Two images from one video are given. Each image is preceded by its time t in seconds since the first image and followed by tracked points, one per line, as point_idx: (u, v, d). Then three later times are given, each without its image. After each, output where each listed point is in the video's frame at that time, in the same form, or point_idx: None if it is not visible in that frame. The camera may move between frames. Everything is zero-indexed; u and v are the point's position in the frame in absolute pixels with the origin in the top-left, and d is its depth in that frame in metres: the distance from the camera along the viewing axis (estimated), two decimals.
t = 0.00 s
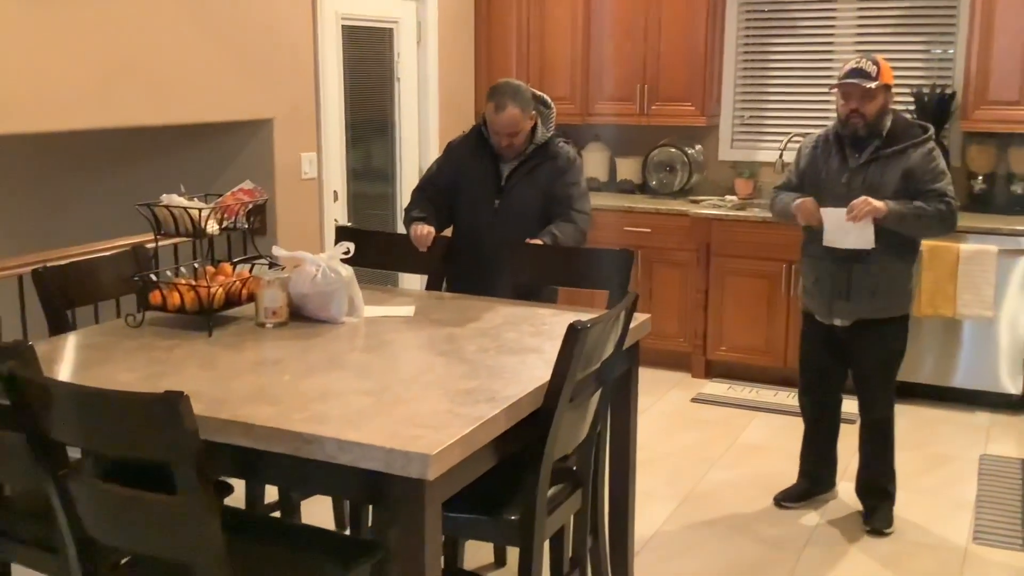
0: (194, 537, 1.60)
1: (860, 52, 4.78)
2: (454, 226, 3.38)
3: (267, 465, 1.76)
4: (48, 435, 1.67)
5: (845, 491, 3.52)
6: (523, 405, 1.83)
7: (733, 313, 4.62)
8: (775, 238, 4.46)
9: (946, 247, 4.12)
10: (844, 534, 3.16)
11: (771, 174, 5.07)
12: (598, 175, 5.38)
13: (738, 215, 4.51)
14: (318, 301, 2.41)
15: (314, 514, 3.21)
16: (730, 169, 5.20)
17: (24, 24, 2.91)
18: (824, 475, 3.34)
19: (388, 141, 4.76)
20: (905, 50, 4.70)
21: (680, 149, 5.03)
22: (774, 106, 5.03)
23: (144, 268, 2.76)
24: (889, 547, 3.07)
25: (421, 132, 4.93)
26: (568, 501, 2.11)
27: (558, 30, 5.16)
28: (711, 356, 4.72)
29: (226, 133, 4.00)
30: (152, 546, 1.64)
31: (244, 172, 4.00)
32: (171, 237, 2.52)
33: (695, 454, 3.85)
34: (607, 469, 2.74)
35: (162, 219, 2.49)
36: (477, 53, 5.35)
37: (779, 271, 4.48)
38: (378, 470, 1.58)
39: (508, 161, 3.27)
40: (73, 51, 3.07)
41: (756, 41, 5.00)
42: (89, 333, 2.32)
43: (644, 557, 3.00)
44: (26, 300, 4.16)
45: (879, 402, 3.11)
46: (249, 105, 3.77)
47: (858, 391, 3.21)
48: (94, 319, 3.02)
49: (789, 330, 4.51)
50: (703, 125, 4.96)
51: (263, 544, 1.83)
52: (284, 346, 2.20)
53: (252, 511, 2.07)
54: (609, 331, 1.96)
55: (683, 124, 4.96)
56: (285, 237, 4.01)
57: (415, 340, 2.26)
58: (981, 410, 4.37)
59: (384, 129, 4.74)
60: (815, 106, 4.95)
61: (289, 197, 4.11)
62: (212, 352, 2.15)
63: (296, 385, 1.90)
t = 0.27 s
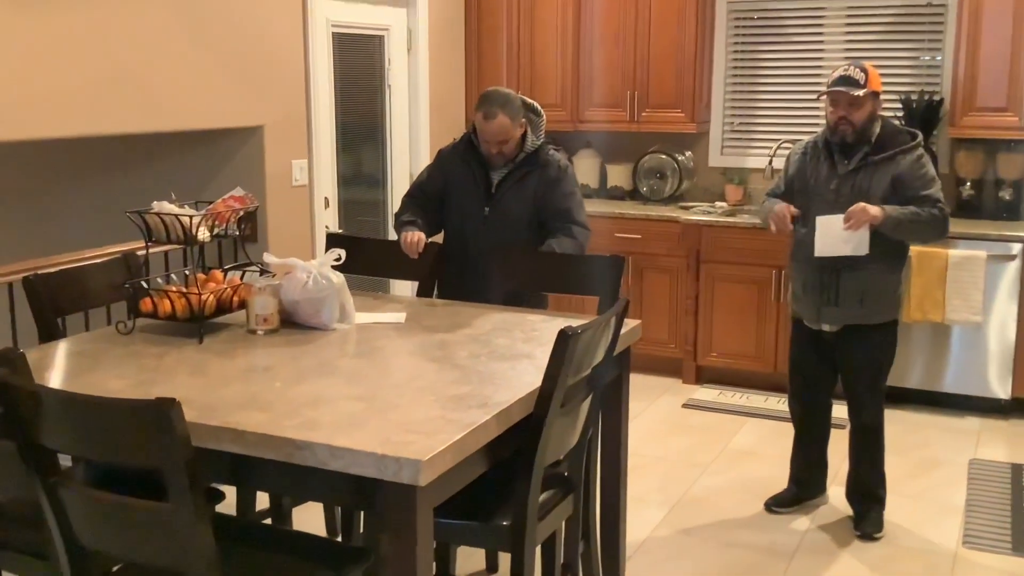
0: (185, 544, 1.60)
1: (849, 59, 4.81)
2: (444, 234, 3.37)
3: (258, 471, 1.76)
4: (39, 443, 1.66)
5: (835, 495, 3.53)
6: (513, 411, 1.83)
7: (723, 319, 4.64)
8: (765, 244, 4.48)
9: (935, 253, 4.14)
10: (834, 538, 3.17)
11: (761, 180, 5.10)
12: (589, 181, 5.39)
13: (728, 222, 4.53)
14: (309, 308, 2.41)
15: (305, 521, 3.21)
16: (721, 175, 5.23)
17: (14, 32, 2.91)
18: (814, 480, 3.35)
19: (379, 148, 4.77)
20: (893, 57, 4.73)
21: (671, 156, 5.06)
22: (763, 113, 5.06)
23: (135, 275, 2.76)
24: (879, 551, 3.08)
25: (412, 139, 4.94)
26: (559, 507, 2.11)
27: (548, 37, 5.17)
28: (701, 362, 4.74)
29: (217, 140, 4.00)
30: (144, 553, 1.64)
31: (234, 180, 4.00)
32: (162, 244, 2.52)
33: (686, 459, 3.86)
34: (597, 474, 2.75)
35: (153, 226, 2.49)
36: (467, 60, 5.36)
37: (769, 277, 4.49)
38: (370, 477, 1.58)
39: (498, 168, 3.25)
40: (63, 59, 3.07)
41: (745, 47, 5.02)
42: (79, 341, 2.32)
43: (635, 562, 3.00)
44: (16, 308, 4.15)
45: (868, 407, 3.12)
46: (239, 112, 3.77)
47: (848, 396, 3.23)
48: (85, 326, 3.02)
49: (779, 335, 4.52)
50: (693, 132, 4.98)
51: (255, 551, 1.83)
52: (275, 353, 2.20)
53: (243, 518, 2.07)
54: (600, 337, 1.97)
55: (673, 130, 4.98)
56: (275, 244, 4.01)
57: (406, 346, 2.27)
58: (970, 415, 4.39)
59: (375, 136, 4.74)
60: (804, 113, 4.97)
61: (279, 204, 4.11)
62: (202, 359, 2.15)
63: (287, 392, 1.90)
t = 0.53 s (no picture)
0: (176, 550, 1.60)
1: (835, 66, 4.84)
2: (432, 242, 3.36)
3: (248, 478, 1.76)
4: (29, 449, 1.66)
5: (824, 500, 3.54)
6: (503, 417, 1.84)
7: (712, 324, 4.65)
8: (753, 249, 4.50)
9: (921, 259, 4.17)
10: (823, 543, 3.19)
11: (749, 186, 5.12)
12: (578, 187, 5.40)
13: (716, 228, 4.55)
14: (299, 314, 2.42)
15: (294, 528, 3.20)
16: (709, 181, 5.25)
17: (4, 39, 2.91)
18: (802, 485, 3.36)
19: (368, 155, 4.77)
20: (880, 64, 4.76)
21: (659, 162, 5.06)
22: (751, 120, 5.08)
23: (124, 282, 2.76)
24: (867, 556, 3.10)
25: (401, 146, 4.94)
26: (549, 512, 2.11)
27: (537, 44, 5.19)
28: (691, 368, 4.75)
29: (206, 147, 4.00)
30: (134, 560, 1.64)
31: (224, 186, 4.00)
32: (152, 250, 2.52)
33: (675, 464, 3.87)
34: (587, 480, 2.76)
35: (142, 232, 2.49)
36: (457, 67, 5.38)
37: (757, 283, 4.52)
38: (360, 482, 1.58)
39: (484, 174, 3.27)
40: (54, 65, 3.07)
41: (733, 55, 5.05)
42: (69, 347, 2.32)
43: (626, 567, 3.01)
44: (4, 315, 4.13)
45: (856, 412, 3.13)
46: (229, 119, 3.78)
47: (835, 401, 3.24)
48: (74, 333, 3.01)
49: (768, 341, 4.54)
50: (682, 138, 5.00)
51: (245, 557, 1.83)
52: (265, 359, 2.20)
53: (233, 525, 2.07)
54: (589, 342, 1.98)
55: (661, 137, 5.00)
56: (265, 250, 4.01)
57: (396, 352, 2.27)
58: (957, 420, 4.41)
59: (364, 143, 4.75)
60: (791, 120, 4.99)
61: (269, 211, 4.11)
62: (192, 365, 2.15)
63: (278, 398, 1.91)
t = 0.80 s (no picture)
0: (159, 557, 1.60)
1: (818, 71, 4.87)
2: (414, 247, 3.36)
3: (232, 484, 1.76)
4: (10, 456, 1.65)
5: (807, 504, 3.56)
6: (487, 422, 1.84)
7: (696, 329, 4.67)
8: (736, 254, 4.52)
9: (903, 263, 4.19)
10: (807, 547, 3.20)
11: (733, 191, 5.14)
12: (562, 193, 5.41)
13: (699, 232, 4.57)
14: (283, 320, 2.41)
15: (278, 534, 3.19)
16: (693, 187, 5.26)
17: None
18: (786, 489, 3.38)
19: (353, 160, 4.77)
20: (861, 71, 4.79)
21: (643, 167, 5.09)
22: (734, 125, 5.10)
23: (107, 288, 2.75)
24: (850, 559, 3.11)
25: (386, 151, 4.94)
26: (534, 517, 2.12)
27: (521, 49, 5.19)
28: (675, 372, 4.76)
29: (190, 152, 3.99)
30: (117, 567, 1.63)
31: (207, 192, 3.99)
32: (135, 256, 2.51)
33: (659, 469, 3.88)
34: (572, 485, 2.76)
35: (125, 238, 2.48)
36: (441, 73, 5.38)
37: (740, 287, 4.53)
38: (344, 488, 1.58)
39: (466, 177, 3.27)
40: (37, 70, 3.06)
41: (716, 60, 5.07)
42: (51, 354, 2.31)
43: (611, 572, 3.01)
44: None
45: (839, 415, 3.15)
46: (212, 125, 3.77)
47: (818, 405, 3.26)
48: (57, 339, 3.00)
49: (751, 345, 4.56)
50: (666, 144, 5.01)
51: (229, 563, 1.83)
52: (248, 365, 2.20)
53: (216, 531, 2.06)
54: (574, 347, 1.99)
55: (644, 142, 5.02)
56: (248, 256, 4.00)
57: (380, 357, 2.27)
58: (940, 423, 4.44)
59: (349, 148, 4.74)
60: (774, 126, 5.02)
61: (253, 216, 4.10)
62: (175, 371, 2.15)
63: (262, 404, 1.90)
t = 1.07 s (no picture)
0: (145, 561, 1.59)
1: (802, 75, 4.89)
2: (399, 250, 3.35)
3: (219, 488, 1.75)
4: None
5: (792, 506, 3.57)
6: (475, 424, 1.84)
7: (682, 332, 4.68)
8: (722, 257, 4.53)
9: (887, 265, 4.22)
10: (793, 548, 3.21)
11: (718, 194, 5.16)
12: (549, 196, 5.42)
13: (685, 235, 4.58)
14: (270, 322, 2.40)
15: (265, 537, 3.18)
16: (679, 190, 5.27)
17: None
18: (772, 491, 3.39)
19: (339, 163, 4.76)
20: (845, 74, 4.81)
21: (629, 170, 5.11)
22: (719, 129, 5.12)
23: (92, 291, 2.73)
24: (835, 561, 3.13)
25: (372, 153, 4.94)
26: (521, 519, 2.12)
27: (508, 53, 5.20)
28: (661, 375, 4.77)
29: (175, 154, 3.97)
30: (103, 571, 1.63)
31: (192, 195, 3.97)
32: (121, 259, 2.50)
33: (646, 471, 3.89)
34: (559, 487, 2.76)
35: (110, 241, 2.47)
36: (427, 76, 5.38)
37: (726, 289, 4.55)
38: (331, 491, 1.58)
39: (449, 177, 3.27)
40: (20, 72, 3.05)
41: (701, 64, 5.09)
42: (35, 357, 2.29)
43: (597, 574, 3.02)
44: None
45: (824, 417, 3.17)
46: (197, 127, 3.75)
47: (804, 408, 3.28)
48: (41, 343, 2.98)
49: (737, 348, 4.58)
50: (651, 147, 5.03)
51: (216, 567, 1.82)
52: (235, 368, 2.19)
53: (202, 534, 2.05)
54: (561, 349, 1.99)
55: (630, 145, 5.03)
56: (233, 259, 3.99)
57: (368, 360, 2.27)
58: (924, 425, 4.46)
59: (335, 151, 4.73)
60: (759, 129, 5.04)
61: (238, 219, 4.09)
62: (161, 374, 2.14)
63: (248, 406, 1.90)
